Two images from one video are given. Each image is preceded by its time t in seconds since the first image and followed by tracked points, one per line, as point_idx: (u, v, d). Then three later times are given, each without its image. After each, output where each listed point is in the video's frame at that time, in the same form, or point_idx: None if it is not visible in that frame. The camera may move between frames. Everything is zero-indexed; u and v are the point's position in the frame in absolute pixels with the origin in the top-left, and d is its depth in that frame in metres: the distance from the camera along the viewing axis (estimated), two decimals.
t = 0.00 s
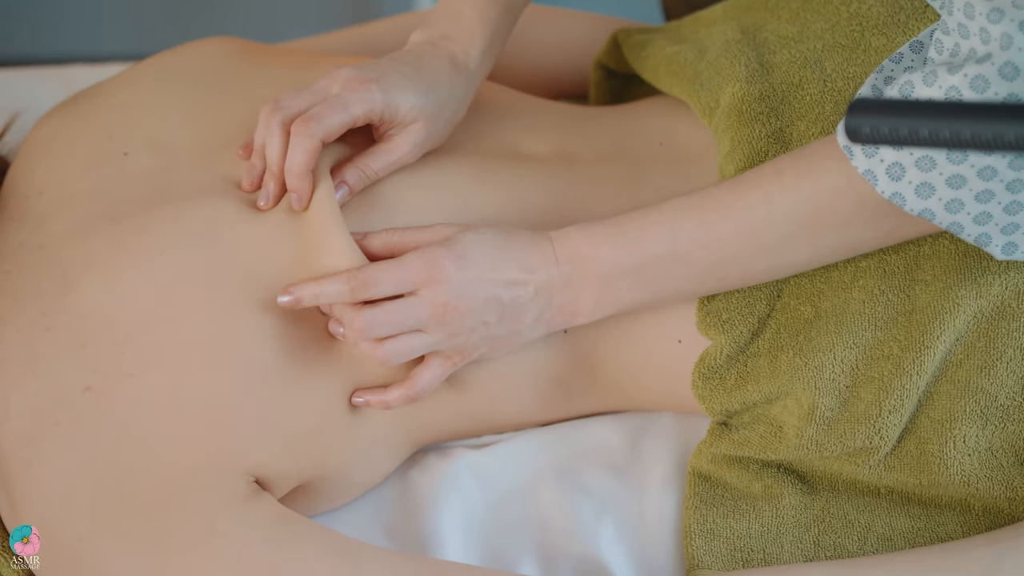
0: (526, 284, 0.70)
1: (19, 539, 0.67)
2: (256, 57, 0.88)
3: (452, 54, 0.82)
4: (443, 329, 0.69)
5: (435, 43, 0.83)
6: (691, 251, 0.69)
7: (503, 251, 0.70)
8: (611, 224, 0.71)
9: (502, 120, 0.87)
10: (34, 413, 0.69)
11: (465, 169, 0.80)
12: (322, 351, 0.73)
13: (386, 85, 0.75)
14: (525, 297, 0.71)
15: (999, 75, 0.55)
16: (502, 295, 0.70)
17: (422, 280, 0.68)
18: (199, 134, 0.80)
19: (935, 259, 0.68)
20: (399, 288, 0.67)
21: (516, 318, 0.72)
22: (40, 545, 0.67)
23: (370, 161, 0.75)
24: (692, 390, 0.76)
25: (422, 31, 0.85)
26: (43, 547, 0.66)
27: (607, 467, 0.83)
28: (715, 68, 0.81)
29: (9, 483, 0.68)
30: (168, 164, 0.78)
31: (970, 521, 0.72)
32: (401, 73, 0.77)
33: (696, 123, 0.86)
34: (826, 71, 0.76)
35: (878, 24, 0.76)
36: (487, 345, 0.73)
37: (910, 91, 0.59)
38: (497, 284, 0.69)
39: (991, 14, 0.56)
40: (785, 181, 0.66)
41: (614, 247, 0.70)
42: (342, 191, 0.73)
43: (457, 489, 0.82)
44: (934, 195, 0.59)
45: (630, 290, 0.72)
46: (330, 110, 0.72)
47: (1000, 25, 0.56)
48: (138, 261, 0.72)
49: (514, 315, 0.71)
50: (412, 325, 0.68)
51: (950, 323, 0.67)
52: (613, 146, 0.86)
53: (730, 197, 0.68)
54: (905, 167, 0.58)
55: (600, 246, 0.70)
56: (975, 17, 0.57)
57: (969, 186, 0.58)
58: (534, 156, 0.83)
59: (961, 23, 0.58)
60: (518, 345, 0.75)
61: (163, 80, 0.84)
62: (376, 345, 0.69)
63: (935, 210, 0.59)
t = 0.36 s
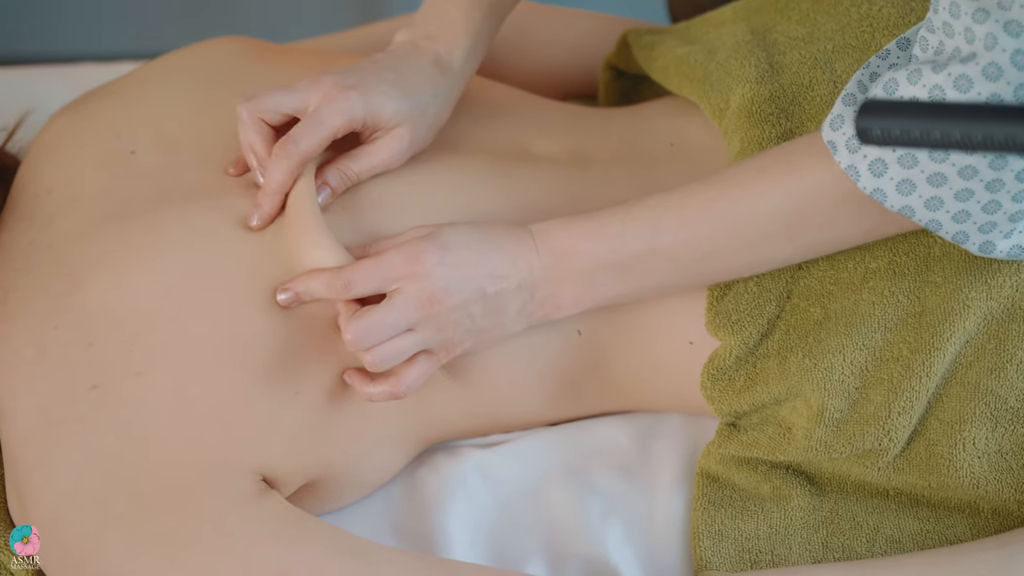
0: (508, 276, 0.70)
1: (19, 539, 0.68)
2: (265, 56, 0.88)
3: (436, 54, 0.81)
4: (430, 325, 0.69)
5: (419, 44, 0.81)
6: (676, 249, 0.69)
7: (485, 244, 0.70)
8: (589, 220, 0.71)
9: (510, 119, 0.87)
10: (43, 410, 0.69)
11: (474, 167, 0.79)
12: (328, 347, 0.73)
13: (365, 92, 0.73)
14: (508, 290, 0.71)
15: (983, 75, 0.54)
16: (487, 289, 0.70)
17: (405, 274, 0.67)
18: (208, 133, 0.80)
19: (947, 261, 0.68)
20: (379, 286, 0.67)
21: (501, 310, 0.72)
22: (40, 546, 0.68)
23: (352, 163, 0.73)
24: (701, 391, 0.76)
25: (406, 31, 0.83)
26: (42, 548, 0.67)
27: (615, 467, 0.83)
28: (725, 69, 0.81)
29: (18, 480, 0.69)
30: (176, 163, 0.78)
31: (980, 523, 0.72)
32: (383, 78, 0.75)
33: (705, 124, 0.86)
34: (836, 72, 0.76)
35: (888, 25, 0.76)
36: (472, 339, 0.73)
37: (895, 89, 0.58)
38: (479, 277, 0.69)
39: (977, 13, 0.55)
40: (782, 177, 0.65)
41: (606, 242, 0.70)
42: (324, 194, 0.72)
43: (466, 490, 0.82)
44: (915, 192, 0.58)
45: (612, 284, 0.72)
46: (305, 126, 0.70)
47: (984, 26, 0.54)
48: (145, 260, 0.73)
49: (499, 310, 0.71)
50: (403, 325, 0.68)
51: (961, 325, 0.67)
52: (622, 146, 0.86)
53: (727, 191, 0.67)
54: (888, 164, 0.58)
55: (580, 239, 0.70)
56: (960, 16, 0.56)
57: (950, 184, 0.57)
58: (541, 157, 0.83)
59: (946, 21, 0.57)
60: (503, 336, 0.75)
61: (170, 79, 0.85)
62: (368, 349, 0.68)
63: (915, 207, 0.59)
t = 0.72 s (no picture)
0: (504, 276, 0.69)
1: (20, 539, 0.72)
2: (277, 54, 0.88)
3: (433, 59, 0.80)
4: (418, 324, 0.68)
5: (417, 49, 0.80)
6: (669, 251, 0.68)
7: (483, 246, 0.69)
8: (576, 223, 0.70)
9: (522, 119, 0.87)
10: (56, 408, 0.69)
11: (486, 167, 0.80)
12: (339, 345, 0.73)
13: (361, 89, 0.72)
14: (503, 289, 0.69)
15: (978, 79, 0.52)
16: (481, 288, 0.68)
17: (403, 271, 0.66)
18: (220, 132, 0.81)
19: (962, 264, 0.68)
20: (374, 280, 0.66)
21: (495, 311, 0.70)
22: (40, 546, 0.72)
23: (345, 162, 0.73)
24: (713, 393, 0.75)
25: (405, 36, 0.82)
26: (43, 547, 0.72)
27: (626, 468, 0.83)
28: (739, 70, 0.81)
29: (32, 477, 0.69)
30: (188, 161, 0.79)
31: (992, 527, 0.72)
32: (378, 77, 0.74)
33: (718, 124, 0.85)
34: (850, 74, 0.76)
35: (903, 27, 0.76)
36: (466, 339, 0.71)
37: (890, 91, 0.57)
38: (477, 275, 0.68)
39: (973, 16, 0.52)
40: (790, 177, 0.65)
41: (597, 244, 0.69)
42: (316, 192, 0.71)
43: (476, 490, 0.82)
44: (907, 193, 0.58)
45: (605, 286, 0.71)
46: (305, 115, 0.70)
47: (980, 29, 0.52)
48: (156, 258, 0.73)
49: (491, 311, 0.70)
50: (390, 319, 0.67)
51: (975, 327, 0.67)
52: (634, 147, 0.86)
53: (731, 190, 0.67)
54: (881, 165, 0.58)
55: (572, 241, 0.69)
56: (956, 18, 0.53)
57: (942, 187, 0.57)
58: (553, 158, 0.83)
59: (942, 23, 0.55)
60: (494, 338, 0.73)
61: (181, 77, 0.85)
62: (353, 339, 0.67)
63: (908, 207, 0.59)
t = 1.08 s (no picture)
0: (501, 278, 0.68)
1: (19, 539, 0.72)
2: (291, 53, 0.88)
3: (433, 60, 0.79)
4: (414, 324, 0.68)
5: (415, 50, 0.79)
6: (663, 254, 0.68)
7: (478, 247, 0.68)
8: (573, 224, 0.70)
9: (537, 119, 0.87)
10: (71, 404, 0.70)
11: (500, 167, 0.79)
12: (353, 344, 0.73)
13: (362, 85, 0.72)
14: (499, 291, 0.68)
15: (974, 82, 0.54)
16: (479, 290, 0.68)
17: (400, 267, 0.67)
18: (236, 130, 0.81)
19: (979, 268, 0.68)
20: (374, 271, 0.67)
21: (492, 314, 0.69)
22: (40, 546, 0.72)
23: (339, 163, 0.73)
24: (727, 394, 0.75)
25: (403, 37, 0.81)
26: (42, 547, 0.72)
27: (638, 469, 0.83)
28: (755, 72, 0.81)
29: (47, 473, 0.70)
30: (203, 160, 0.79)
31: (1007, 531, 0.71)
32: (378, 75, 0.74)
33: (734, 126, 0.85)
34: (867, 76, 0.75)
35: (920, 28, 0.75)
36: (464, 342, 0.71)
37: (886, 94, 0.58)
38: (473, 276, 0.67)
39: (968, 19, 0.54)
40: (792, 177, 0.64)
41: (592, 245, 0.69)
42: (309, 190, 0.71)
43: (488, 489, 0.82)
44: (902, 198, 0.58)
45: (601, 287, 0.70)
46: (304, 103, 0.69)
47: (976, 33, 0.54)
48: (171, 256, 0.73)
49: (488, 314, 0.69)
50: (384, 315, 0.67)
51: (990, 331, 0.67)
52: (649, 147, 0.86)
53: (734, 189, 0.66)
54: (877, 168, 0.58)
55: (567, 242, 0.69)
56: (951, 21, 0.55)
57: (937, 191, 0.57)
58: (567, 159, 0.83)
59: (936, 26, 0.56)
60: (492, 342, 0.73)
61: (195, 75, 0.85)
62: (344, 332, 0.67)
63: (903, 212, 0.59)
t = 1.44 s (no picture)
0: (490, 275, 0.68)
1: (19, 539, 0.73)
2: (308, 53, 0.88)
3: (427, 56, 0.77)
4: (409, 323, 0.67)
5: (407, 47, 0.77)
6: (659, 254, 0.67)
7: (461, 244, 0.68)
8: (575, 224, 0.69)
9: (554, 121, 0.87)
10: (88, 401, 0.70)
11: (516, 168, 0.80)
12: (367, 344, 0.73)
13: (351, 99, 0.69)
14: (489, 291, 0.68)
15: (970, 81, 0.55)
16: (469, 287, 0.67)
17: (383, 269, 0.65)
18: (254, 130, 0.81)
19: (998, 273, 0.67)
20: (361, 281, 0.65)
21: (482, 311, 0.69)
22: (39, 547, 0.73)
23: (337, 168, 0.72)
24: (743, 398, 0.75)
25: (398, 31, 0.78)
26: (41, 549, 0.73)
27: (652, 474, 0.83)
28: (773, 75, 0.80)
29: (64, 471, 0.70)
30: (221, 160, 0.79)
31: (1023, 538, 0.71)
32: (367, 82, 0.71)
33: (750, 129, 0.85)
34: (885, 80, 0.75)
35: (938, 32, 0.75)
36: (455, 340, 0.70)
37: (882, 92, 0.59)
38: (461, 275, 0.67)
39: (967, 19, 0.55)
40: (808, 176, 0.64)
41: (583, 243, 0.68)
42: (311, 204, 0.70)
43: (502, 490, 0.82)
44: (896, 195, 0.58)
45: (597, 286, 0.69)
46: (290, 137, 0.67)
47: (973, 32, 0.55)
48: (188, 255, 0.73)
49: (480, 309, 0.68)
50: (378, 323, 0.66)
51: (1008, 336, 0.66)
52: (667, 149, 0.86)
53: (743, 187, 0.65)
54: (872, 165, 0.58)
55: (565, 241, 0.68)
56: (949, 20, 0.56)
57: (931, 189, 0.57)
58: (588, 162, 0.83)
59: (934, 25, 0.57)
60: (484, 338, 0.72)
61: (213, 74, 0.85)
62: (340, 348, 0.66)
63: (896, 210, 0.59)
